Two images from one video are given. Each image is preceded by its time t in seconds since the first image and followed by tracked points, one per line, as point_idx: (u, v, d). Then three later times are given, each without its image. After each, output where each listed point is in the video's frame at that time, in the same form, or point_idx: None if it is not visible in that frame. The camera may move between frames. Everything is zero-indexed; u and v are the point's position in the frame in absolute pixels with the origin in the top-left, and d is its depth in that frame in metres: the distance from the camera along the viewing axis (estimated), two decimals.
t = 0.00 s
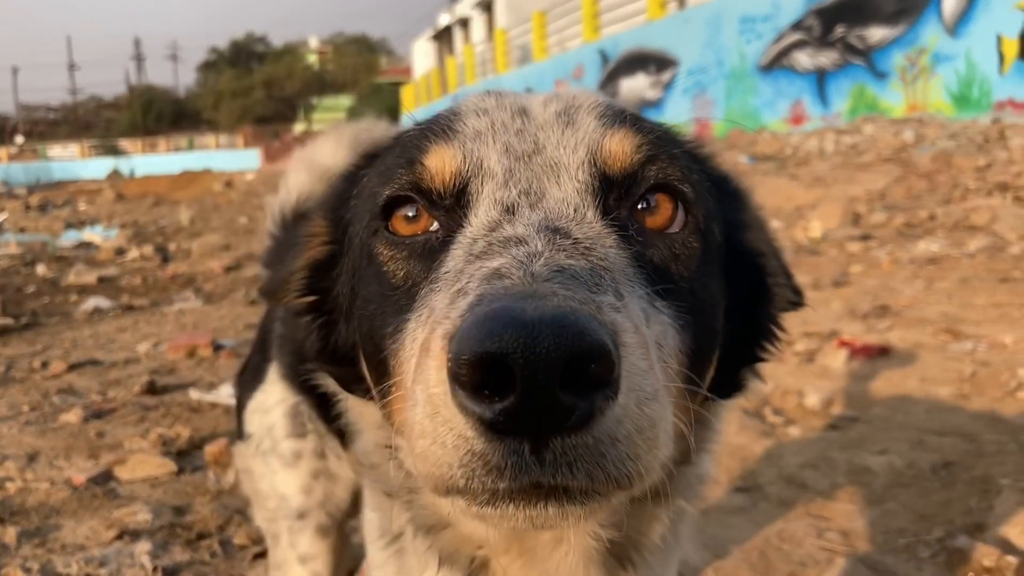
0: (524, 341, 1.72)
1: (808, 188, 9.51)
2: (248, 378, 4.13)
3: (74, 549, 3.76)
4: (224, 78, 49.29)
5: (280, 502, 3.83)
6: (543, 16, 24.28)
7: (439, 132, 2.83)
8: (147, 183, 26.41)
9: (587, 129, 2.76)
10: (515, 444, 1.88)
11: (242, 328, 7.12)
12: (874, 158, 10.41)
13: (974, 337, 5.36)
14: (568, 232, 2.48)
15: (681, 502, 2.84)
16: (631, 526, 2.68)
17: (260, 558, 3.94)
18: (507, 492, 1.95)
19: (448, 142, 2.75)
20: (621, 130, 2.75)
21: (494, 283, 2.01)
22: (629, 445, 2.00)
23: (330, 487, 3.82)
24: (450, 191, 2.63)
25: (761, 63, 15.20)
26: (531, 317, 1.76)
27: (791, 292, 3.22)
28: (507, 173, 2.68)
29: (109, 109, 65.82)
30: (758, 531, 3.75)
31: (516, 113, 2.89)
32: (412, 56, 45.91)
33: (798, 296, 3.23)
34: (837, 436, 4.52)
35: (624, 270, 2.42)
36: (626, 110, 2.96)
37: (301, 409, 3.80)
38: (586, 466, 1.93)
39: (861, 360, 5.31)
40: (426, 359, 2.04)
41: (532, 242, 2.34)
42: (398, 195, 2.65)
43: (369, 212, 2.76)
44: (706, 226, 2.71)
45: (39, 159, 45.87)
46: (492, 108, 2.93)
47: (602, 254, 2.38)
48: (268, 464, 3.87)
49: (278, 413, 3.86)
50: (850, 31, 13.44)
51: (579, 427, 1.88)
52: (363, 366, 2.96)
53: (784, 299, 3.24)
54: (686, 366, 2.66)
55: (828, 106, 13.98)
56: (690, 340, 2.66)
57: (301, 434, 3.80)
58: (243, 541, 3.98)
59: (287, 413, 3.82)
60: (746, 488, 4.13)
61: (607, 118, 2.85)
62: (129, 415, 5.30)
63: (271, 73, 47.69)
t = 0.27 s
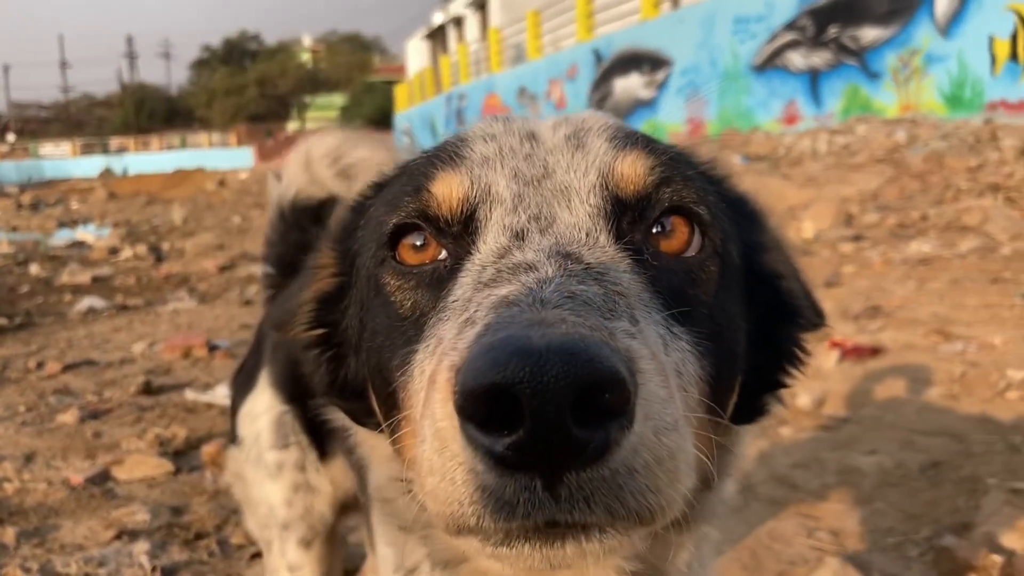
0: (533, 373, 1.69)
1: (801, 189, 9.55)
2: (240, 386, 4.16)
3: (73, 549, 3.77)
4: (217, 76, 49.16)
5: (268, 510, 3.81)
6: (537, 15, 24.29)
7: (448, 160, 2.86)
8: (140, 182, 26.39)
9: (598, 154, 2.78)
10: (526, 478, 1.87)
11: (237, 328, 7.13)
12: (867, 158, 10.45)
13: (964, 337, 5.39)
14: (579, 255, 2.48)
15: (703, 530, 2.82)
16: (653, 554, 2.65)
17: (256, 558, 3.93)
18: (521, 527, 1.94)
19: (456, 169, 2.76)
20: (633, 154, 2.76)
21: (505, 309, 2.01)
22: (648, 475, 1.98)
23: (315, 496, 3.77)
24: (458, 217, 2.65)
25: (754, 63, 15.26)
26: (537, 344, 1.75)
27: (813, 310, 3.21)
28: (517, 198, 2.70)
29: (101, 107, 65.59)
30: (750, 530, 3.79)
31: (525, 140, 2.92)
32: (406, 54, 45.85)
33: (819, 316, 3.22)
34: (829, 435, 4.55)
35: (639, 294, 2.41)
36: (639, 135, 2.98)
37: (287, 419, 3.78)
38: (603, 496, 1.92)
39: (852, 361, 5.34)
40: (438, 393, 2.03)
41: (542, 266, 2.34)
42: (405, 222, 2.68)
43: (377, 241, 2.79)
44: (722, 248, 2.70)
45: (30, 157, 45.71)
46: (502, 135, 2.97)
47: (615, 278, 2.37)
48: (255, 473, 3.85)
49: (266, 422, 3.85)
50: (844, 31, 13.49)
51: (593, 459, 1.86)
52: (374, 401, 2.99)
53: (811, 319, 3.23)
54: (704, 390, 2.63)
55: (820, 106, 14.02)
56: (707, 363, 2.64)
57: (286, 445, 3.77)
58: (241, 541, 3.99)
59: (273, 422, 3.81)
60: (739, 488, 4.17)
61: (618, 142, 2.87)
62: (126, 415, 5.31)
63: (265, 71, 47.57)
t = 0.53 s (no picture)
0: (525, 416, 1.57)
1: (794, 186, 9.58)
2: (239, 394, 4.24)
3: (73, 546, 3.79)
4: (211, 72, 49.01)
5: (266, 522, 3.88)
6: (531, 12, 24.29)
7: (451, 193, 2.77)
8: (133, 178, 26.33)
9: (604, 183, 2.66)
10: (526, 527, 1.72)
11: (232, 326, 7.14)
12: (860, 156, 10.50)
13: (953, 335, 5.44)
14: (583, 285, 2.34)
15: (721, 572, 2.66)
16: None
17: (257, 555, 3.95)
18: None
19: (460, 204, 2.67)
20: (641, 181, 2.64)
21: (503, 347, 1.88)
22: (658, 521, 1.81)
23: (314, 508, 3.90)
24: (462, 251, 2.55)
25: (747, 60, 15.29)
26: (531, 384, 1.63)
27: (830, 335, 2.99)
28: (521, 228, 2.58)
29: (94, 103, 65.33)
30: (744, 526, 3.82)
31: (531, 170, 2.82)
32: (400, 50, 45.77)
33: (841, 346, 3.00)
34: (821, 432, 4.59)
35: (647, 326, 2.26)
36: (648, 164, 2.85)
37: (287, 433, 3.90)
38: (609, 546, 1.75)
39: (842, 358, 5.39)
40: (437, 441, 1.92)
41: (544, 299, 2.21)
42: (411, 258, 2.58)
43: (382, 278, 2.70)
44: (735, 276, 2.55)
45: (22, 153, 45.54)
46: (507, 165, 2.87)
47: (622, 310, 2.23)
48: (254, 483, 3.95)
49: (266, 434, 3.94)
50: (836, 29, 13.53)
51: (593, 504, 1.70)
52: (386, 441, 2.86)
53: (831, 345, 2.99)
54: (718, 424, 2.47)
55: (813, 104, 14.08)
56: (722, 396, 2.49)
57: (285, 458, 3.89)
58: (240, 538, 4.00)
59: (272, 436, 3.90)
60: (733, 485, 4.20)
61: (627, 170, 2.75)
62: (123, 413, 5.33)
63: (258, 67, 47.44)
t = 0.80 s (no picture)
0: (518, 457, 1.47)
1: (788, 183, 9.61)
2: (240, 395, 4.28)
3: (75, 541, 3.81)
4: (205, 68, 48.88)
5: (268, 527, 3.89)
6: (526, 8, 24.27)
7: (451, 222, 2.72)
8: (128, 174, 26.29)
9: (608, 213, 2.59)
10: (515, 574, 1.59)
11: (229, 323, 7.15)
12: (855, 153, 10.53)
13: (946, 332, 5.47)
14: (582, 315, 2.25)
15: None
16: None
17: (257, 549, 3.96)
18: None
19: (460, 233, 2.61)
20: (645, 210, 2.56)
21: (497, 381, 1.79)
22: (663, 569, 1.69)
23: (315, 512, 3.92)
24: (461, 280, 2.49)
25: (742, 57, 15.29)
26: (519, 424, 1.53)
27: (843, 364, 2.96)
28: (521, 256, 2.51)
29: (88, 99, 65.11)
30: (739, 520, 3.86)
31: (533, 199, 2.76)
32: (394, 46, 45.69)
33: (853, 376, 2.97)
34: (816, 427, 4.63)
35: (649, 358, 2.16)
36: (656, 192, 2.77)
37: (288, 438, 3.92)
38: None
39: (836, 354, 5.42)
40: (428, 482, 1.84)
41: (542, 330, 2.11)
42: (409, 288, 2.54)
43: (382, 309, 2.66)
44: (744, 306, 2.46)
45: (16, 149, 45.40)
46: (509, 194, 2.81)
47: (625, 344, 2.14)
48: (258, 486, 3.98)
49: (268, 438, 3.96)
50: (831, 26, 13.53)
51: (586, 551, 1.55)
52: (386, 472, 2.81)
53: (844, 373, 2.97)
54: (723, 458, 2.35)
55: (808, 101, 14.12)
56: (729, 429, 2.38)
57: (286, 463, 3.92)
58: (241, 533, 4.02)
59: (274, 441, 3.92)
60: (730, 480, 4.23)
61: (631, 198, 2.67)
62: (123, 409, 5.33)
63: (252, 63, 47.31)
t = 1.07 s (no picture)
0: (491, 476, 1.37)
1: (784, 179, 9.63)
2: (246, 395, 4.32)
3: (79, 533, 3.84)
4: (200, 65, 48.78)
5: (274, 525, 3.79)
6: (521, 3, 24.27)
7: (436, 245, 2.71)
8: (123, 170, 26.24)
9: (593, 233, 2.56)
10: None
11: (228, 319, 7.16)
12: (850, 148, 10.56)
13: (939, 327, 5.51)
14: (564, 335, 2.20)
15: None
16: None
17: (261, 541, 3.96)
18: None
19: (441, 258, 2.59)
20: (632, 230, 2.52)
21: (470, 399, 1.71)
22: None
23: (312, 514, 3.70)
24: (442, 303, 2.48)
25: (738, 53, 15.31)
26: (490, 439, 1.44)
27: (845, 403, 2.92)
28: (503, 278, 2.48)
29: (82, 95, 64.88)
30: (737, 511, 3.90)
31: (519, 224, 2.73)
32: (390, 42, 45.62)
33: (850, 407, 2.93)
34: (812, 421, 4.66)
35: (633, 380, 2.10)
36: (643, 213, 2.72)
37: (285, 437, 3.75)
38: None
39: (830, 349, 5.45)
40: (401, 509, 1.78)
41: (522, 349, 2.06)
42: (390, 309, 2.54)
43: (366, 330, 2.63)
44: (734, 329, 2.41)
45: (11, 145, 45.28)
46: (495, 218, 2.80)
47: (609, 365, 2.08)
48: (264, 483, 3.88)
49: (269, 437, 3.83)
50: (826, 22, 13.58)
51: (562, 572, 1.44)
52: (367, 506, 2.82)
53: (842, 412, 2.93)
54: (709, 480, 2.27)
55: (804, 96, 14.16)
56: (717, 453, 2.31)
57: (285, 463, 3.76)
58: (244, 525, 4.04)
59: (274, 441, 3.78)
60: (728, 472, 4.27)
61: (619, 219, 2.64)
62: (124, 405, 5.35)
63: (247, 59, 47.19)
